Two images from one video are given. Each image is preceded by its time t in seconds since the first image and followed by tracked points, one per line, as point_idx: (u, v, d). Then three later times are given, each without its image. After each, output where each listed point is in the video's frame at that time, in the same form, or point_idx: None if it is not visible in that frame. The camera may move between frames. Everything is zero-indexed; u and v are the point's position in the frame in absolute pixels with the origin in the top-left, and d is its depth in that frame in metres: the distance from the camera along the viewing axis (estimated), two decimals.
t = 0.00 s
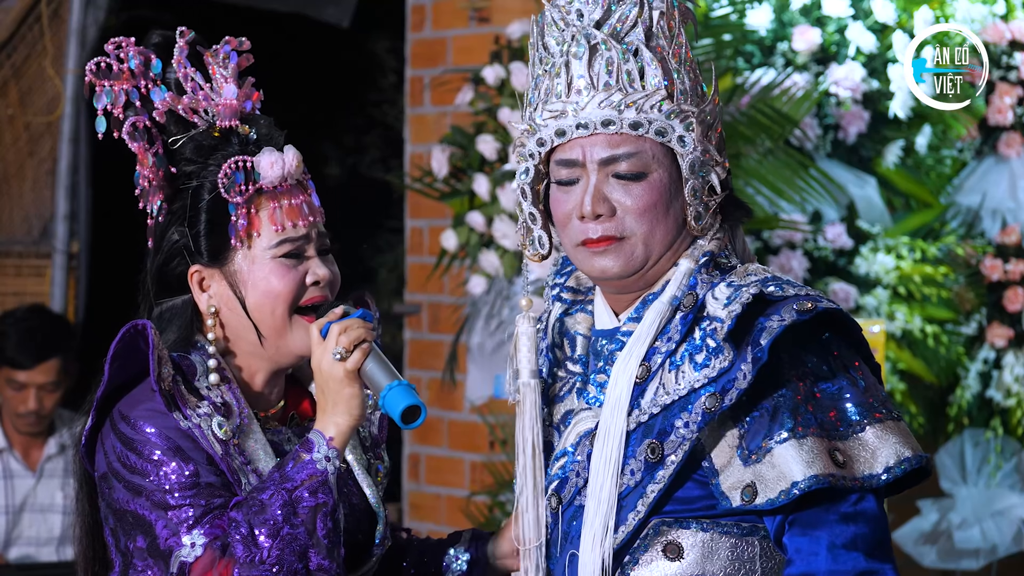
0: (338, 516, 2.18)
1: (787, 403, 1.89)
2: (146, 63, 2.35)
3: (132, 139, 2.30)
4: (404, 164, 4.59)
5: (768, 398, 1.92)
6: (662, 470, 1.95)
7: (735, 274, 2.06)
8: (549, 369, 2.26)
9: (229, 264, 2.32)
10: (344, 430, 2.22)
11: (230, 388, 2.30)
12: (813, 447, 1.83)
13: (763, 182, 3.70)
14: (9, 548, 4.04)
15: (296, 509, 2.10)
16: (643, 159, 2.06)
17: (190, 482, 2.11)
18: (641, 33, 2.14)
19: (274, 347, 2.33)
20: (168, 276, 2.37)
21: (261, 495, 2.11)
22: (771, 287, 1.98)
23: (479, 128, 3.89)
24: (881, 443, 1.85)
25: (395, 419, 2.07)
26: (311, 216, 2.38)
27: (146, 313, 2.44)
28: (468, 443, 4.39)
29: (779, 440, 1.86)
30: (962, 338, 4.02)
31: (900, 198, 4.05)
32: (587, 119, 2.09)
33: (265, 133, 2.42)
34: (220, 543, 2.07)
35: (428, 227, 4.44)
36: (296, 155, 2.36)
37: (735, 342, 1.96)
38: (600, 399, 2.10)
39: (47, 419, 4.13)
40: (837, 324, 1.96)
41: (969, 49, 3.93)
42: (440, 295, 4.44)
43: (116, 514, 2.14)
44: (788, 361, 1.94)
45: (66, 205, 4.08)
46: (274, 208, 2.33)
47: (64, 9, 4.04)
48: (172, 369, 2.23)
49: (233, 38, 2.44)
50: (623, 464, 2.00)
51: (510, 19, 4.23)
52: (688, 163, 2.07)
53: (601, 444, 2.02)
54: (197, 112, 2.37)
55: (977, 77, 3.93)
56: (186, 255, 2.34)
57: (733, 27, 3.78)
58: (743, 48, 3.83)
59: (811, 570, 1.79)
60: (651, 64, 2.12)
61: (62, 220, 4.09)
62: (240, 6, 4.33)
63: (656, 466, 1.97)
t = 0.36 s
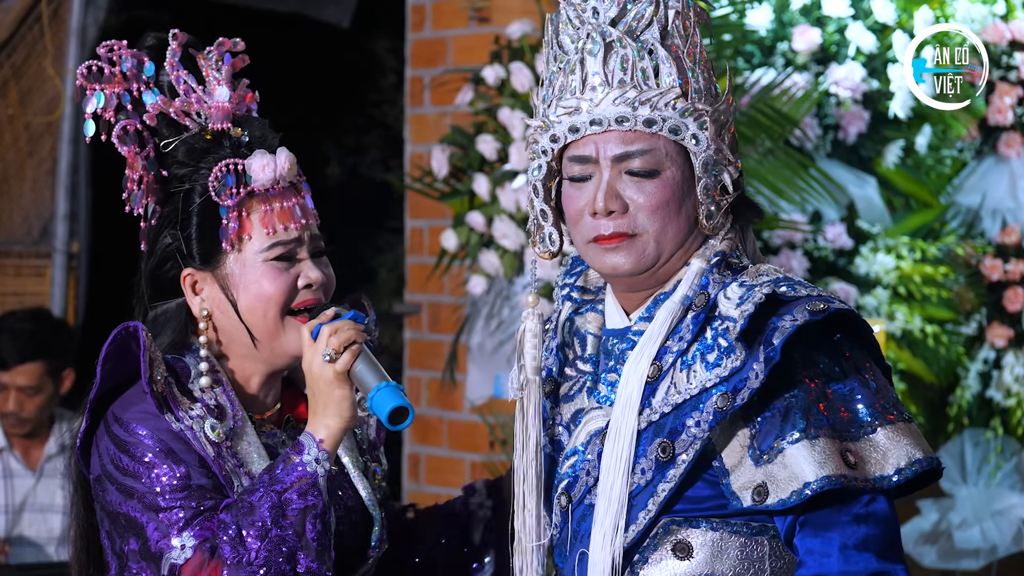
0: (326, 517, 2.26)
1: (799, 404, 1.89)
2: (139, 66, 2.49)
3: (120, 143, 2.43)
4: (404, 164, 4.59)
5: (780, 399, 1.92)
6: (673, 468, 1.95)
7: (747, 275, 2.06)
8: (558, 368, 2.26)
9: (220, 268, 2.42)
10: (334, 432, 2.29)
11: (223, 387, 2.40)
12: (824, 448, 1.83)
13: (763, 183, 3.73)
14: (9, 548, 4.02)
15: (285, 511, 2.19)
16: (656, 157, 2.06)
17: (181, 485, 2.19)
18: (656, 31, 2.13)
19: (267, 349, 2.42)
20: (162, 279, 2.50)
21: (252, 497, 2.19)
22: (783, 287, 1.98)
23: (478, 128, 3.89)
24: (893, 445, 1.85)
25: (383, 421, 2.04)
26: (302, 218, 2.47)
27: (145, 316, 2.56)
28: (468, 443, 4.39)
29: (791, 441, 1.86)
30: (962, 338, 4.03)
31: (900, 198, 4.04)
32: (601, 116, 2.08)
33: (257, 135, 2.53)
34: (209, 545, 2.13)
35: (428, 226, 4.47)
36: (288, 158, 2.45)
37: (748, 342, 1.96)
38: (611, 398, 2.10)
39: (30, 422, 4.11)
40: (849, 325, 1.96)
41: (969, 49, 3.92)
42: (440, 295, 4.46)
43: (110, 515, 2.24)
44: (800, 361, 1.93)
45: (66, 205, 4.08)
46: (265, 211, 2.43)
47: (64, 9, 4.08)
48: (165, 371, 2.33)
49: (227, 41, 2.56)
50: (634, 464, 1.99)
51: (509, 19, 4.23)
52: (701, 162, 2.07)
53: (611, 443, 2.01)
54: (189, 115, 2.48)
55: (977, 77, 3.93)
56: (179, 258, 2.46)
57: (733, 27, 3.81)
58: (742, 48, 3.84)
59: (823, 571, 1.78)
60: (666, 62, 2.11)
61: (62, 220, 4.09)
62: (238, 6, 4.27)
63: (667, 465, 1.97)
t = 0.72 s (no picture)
0: (362, 512, 2.33)
1: (807, 404, 1.88)
2: (177, 66, 2.57)
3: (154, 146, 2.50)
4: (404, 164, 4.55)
5: (787, 399, 1.91)
6: (680, 469, 1.95)
7: (753, 274, 2.05)
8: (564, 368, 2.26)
9: (258, 268, 2.51)
10: (368, 425, 2.36)
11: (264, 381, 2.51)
12: (832, 448, 1.82)
13: (763, 183, 3.73)
14: (10, 548, 4.00)
15: (318, 506, 2.26)
16: (664, 153, 2.06)
17: (220, 481, 2.32)
18: (666, 29, 2.13)
19: (306, 344, 2.50)
20: (202, 278, 2.61)
21: (285, 491, 2.28)
22: (790, 288, 1.98)
23: (478, 128, 3.88)
24: (900, 445, 1.85)
25: (405, 410, 2.15)
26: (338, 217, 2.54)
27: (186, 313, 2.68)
28: (468, 443, 4.35)
29: (799, 442, 1.85)
30: (962, 338, 4.03)
31: (900, 198, 4.04)
32: (610, 111, 2.08)
33: (294, 133, 2.61)
34: (244, 540, 2.25)
35: (428, 226, 4.47)
36: (323, 156, 2.52)
37: (755, 342, 1.95)
38: (617, 398, 2.09)
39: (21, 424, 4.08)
40: (856, 326, 1.95)
41: (969, 49, 3.92)
42: (440, 295, 4.44)
43: (157, 511, 2.38)
44: (808, 360, 1.93)
45: (66, 205, 4.10)
46: (300, 210, 2.51)
47: (64, 9, 4.10)
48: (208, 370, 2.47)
49: (268, 39, 2.63)
50: (641, 463, 1.99)
51: (510, 19, 4.23)
52: (708, 159, 2.06)
53: (619, 442, 2.01)
54: (226, 115, 2.57)
55: (977, 77, 3.93)
56: (217, 258, 2.57)
57: (733, 28, 3.80)
58: (743, 48, 3.84)
59: (831, 572, 1.78)
60: (675, 60, 2.11)
61: (62, 220, 4.11)
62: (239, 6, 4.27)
63: (674, 466, 1.96)
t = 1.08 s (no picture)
0: (401, 507, 2.26)
1: (798, 406, 1.89)
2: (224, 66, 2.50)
3: (196, 148, 2.46)
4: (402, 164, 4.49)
5: (779, 400, 1.92)
6: (672, 470, 1.96)
7: (746, 276, 2.06)
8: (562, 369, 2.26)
9: (299, 267, 2.45)
10: (404, 423, 2.29)
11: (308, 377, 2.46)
12: (823, 450, 1.83)
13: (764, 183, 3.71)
14: (9, 550, 3.95)
15: (354, 503, 2.21)
16: (657, 154, 2.06)
17: (260, 479, 2.26)
18: (661, 29, 2.13)
19: (350, 344, 2.44)
20: (248, 277, 2.54)
21: (322, 489, 2.22)
22: (782, 289, 1.97)
23: (479, 128, 3.89)
24: (891, 447, 1.84)
25: (433, 407, 2.10)
26: (380, 217, 2.47)
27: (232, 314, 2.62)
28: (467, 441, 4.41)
29: (790, 444, 1.86)
30: (962, 338, 4.02)
31: (900, 198, 4.04)
32: (603, 112, 2.09)
33: (338, 133, 2.52)
34: (281, 538, 2.19)
35: (428, 226, 4.46)
36: (366, 155, 2.44)
37: (746, 343, 1.96)
38: (612, 400, 2.10)
39: (22, 415, 4.01)
40: (849, 328, 1.95)
41: (969, 49, 3.92)
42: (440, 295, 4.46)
43: (201, 511, 2.32)
44: (799, 362, 1.93)
45: (67, 205, 4.11)
46: (341, 210, 2.44)
47: (64, 9, 4.08)
48: (251, 367, 2.40)
49: (316, 39, 2.54)
50: (634, 465, 2.00)
51: (510, 19, 4.24)
52: (701, 159, 2.07)
53: (612, 444, 2.02)
54: (270, 115, 2.49)
55: (977, 77, 3.93)
56: (261, 258, 2.51)
57: (733, 27, 3.77)
58: (743, 48, 3.82)
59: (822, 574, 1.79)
60: (669, 60, 2.11)
61: (62, 220, 4.11)
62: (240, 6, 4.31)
63: (667, 467, 1.97)
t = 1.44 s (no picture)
0: (427, 510, 2.33)
1: (784, 408, 1.89)
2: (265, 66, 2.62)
3: (234, 147, 2.58)
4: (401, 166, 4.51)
5: (764, 403, 1.92)
6: (661, 473, 1.96)
7: (733, 276, 2.06)
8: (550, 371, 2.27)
9: (334, 269, 2.56)
10: (431, 425, 2.35)
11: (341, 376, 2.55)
12: (810, 452, 1.83)
13: (763, 183, 3.68)
14: (8, 548, 3.93)
15: (380, 506, 2.28)
16: (641, 154, 2.07)
17: (290, 479, 2.33)
18: (644, 30, 2.14)
19: (381, 347, 2.52)
20: (283, 278, 2.67)
21: (349, 492, 2.29)
22: (768, 290, 1.97)
23: (478, 128, 3.90)
24: (878, 448, 1.83)
25: (454, 407, 2.06)
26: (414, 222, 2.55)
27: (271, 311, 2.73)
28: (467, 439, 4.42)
29: (776, 446, 1.86)
30: (962, 337, 4.02)
31: (901, 198, 4.05)
32: (587, 113, 2.09)
33: (375, 135, 2.62)
34: (308, 539, 2.27)
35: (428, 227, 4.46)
36: (401, 161, 2.54)
37: (732, 345, 1.96)
38: (600, 402, 2.11)
39: (34, 395, 4.05)
40: (836, 328, 1.95)
41: (969, 49, 3.92)
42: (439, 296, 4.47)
43: (232, 509, 2.39)
44: (785, 363, 1.93)
45: (67, 205, 4.11)
46: (375, 214, 2.53)
47: (64, 9, 4.08)
48: (283, 368, 2.49)
49: (358, 40, 2.64)
50: (623, 468, 2.01)
51: (510, 19, 4.26)
52: (685, 159, 2.07)
53: (600, 446, 2.03)
54: (307, 116, 2.61)
55: (977, 77, 3.93)
56: (295, 260, 2.63)
57: (733, 27, 3.77)
58: (743, 48, 3.81)
59: None
60: (652, 60, 2.12)
61: (62, 220, 4.11)
62: (238, 6, 4.29)
63: (655, 470, 1.97)
